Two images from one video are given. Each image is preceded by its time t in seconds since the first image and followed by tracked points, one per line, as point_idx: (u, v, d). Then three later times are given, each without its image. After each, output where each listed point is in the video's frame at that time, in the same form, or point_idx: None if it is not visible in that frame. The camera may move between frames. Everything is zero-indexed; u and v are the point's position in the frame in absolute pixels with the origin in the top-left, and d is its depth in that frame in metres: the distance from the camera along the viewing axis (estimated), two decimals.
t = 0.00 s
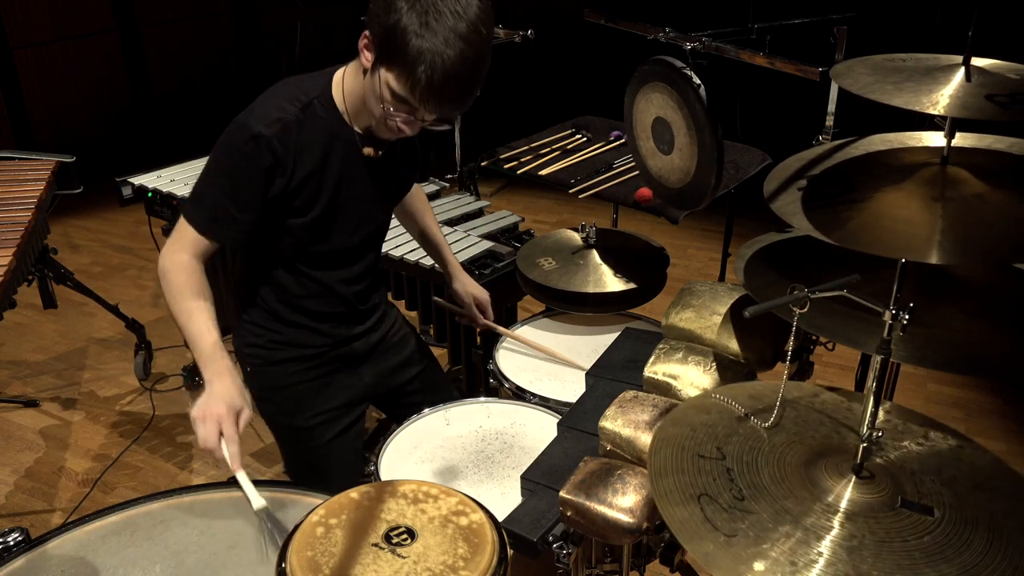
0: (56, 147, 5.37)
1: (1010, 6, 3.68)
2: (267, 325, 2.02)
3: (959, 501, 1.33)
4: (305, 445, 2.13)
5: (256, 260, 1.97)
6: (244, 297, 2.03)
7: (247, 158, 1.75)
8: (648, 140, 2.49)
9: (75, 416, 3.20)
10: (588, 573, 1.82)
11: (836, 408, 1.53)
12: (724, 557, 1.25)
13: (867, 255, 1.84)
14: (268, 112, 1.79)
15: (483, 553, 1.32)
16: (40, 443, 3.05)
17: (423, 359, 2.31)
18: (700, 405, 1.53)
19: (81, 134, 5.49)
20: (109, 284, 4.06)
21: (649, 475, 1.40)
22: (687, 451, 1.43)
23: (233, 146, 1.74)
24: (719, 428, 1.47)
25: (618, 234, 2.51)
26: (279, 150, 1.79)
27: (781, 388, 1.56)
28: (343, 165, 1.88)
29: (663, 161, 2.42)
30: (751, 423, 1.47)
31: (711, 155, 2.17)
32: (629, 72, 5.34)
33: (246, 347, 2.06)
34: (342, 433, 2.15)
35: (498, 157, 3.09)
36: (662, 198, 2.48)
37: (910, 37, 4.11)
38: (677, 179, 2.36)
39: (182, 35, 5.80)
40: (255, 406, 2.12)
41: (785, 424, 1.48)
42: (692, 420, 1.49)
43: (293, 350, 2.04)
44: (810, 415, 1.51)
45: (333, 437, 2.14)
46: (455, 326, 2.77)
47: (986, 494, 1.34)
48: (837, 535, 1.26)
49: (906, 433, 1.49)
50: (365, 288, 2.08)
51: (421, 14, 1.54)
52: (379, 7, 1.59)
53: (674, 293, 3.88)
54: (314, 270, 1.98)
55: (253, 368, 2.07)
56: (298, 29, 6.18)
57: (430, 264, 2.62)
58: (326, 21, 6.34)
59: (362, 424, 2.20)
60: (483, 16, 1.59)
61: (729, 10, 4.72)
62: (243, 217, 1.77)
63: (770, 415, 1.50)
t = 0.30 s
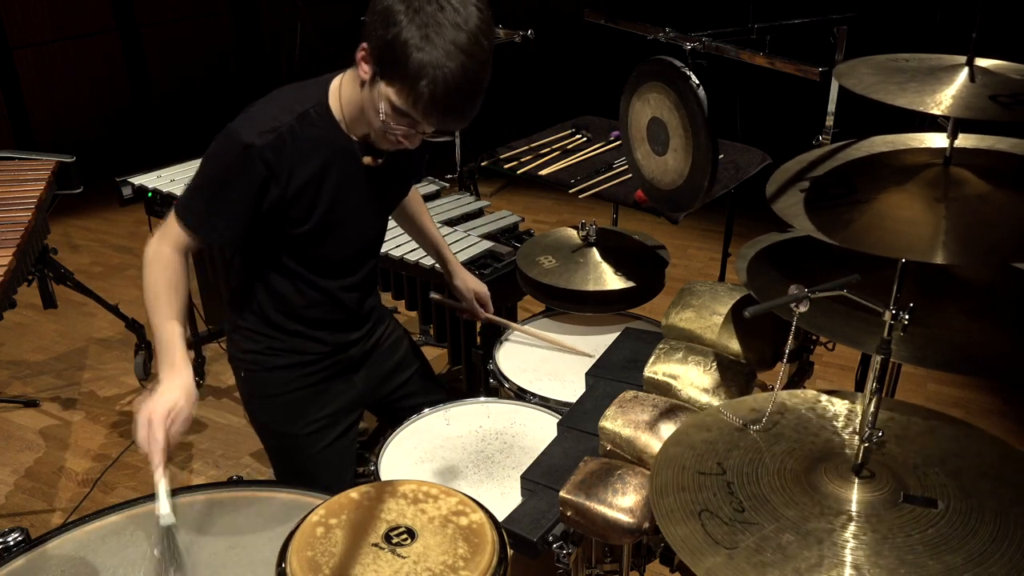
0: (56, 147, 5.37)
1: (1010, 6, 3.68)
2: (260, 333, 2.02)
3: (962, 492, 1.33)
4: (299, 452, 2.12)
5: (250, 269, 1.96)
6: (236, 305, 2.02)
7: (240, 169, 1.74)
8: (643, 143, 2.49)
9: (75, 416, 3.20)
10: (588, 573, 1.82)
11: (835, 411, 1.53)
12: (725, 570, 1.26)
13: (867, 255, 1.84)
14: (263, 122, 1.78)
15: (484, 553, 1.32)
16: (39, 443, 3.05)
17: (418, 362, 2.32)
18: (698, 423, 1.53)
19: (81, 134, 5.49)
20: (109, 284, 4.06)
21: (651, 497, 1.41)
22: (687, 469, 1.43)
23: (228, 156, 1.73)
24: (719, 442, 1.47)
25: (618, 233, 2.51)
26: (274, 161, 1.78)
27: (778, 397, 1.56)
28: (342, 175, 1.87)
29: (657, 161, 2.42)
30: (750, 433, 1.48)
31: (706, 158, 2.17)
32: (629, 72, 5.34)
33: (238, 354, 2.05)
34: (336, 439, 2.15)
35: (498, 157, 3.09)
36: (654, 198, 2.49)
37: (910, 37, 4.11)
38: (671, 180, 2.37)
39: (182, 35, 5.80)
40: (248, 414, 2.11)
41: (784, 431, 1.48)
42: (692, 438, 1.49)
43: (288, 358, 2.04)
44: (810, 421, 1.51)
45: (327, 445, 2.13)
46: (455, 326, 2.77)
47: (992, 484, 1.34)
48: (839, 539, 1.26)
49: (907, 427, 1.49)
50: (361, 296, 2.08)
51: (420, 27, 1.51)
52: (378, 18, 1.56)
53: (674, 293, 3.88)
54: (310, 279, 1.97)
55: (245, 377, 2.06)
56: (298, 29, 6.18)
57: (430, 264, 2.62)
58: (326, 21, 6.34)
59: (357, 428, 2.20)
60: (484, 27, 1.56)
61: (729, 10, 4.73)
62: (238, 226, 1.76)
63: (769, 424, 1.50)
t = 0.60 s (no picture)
0: (56, 148, 5.37)
1: (1011, 6, 3.68)
2: (257, 339, 2.02)
3: (959, 500, 1.33)
4: (302, 456, 2.12)
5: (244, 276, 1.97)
6: (233, 311, 2.03)
7: (217, 181, 1.75)
8: (643, 143, 2.49)
9: (75, 416, 3.20)
10: (588, 573, 1.82)
11: (836, 408, 1.53)
12: (723, 559, 1.25)
13: (866, 255, 1.84)
14: (241, 128, 1.78)
15: (483, 553, 1.32)
16: (40, 443, 3.05)
17: (416, 367, 2.31)
18: (699, 406, 1.53)
19: (81, 134, 5.49)
20: (109, 284, 4.06)
21: (649, 478, 1.40)
22: (688, 452, 1.43)
23: (207, 166, 1.75)
24: (719, 429, 1.47)
25: (617, 233, 2.51)
26: (252, 170, 1.78)
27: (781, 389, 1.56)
28: (323, 181, 1.85)
29: (659, 161, 2.42)
30: (751, 423, 1.47)
31: (707, 158, 2.17)
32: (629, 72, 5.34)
33: (235, 360, 2.06)
34: (336, 443, 2.14)
35: (498, 157, 3.09)
36: (656, 198, 2.49)
37: (910, 37, 4.11)
38: (672, 180, 2.37)
39: (182, 35, 5.80)
40: (248, 420, 2.12)
41: (785, 424, 1.48)
42: (692, 422, 1.49)
43: (284, 363, 2.05)
44: (810, 415, 1.51)
45: (327, 450, 2.13)
46: (455, 327, 2.77)
47: (987, 495, 1.34)
48: (837, 535, 1.26)
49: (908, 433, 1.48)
50: (355, 301, 2.07)
51: (382, 24, 1.46)
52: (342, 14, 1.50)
53: (674, 293, 3.88)
54: (302, 285, 1.97)
55: (243, 383, 2.07)
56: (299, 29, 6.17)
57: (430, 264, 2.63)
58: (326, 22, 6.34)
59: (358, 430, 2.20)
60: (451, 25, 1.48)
61: (729, 10, 4.73)
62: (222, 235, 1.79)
63: (772, 416, 1.49)
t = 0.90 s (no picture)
0: (56, 148, 5.37)
1: (1010, 6, 3.68)
2: (247, 340, 2.03)
3: (963, 493, 1.33)
4: (300, 457, 2.12)
5: (232, 278, 1.99)
6: (226, 313, 2.05)
7: (184, 184, 1.78)
8: (647, 140, 2.49)
9: (75, 416, 3.20)
10: (588, 573, 1.82)
11: (836, 411, 1.53)
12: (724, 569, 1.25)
13: (866, 254, 1.84)
14: (210, 132, 1.80)
15: (483, 553, 1.32)
16: (39, 443, 3.05)
17: (411, 369, 2.30)
18: (699, 421, 1.53)
19: (81, 134, 5.49)
20: (110, 284, 4.06)
21: (650, 493, 1.41)
22: (688, 466, 1.43)
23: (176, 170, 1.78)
24: (719, 440, 1.47)
25: (617, 233, 2.51)
26: (218, 173, 1.80)
27: (779, 397, 1.56)
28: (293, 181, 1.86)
29: (664, 160, 2.42)
30: (750, 432, 1.48)
31: (711, 155, 2.17)
32: (629, 72, 5.34)
33: (230, 363, 2.07)
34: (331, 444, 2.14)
35: (498, 157, 3.09)
36: (663, 197, 2.49)
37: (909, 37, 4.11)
38: (677, 179, 2.37)
39: (182, 35, 5.80)
40: (245, 422, 2.13)
41: (785, 431, 1.48)
42: (692, 435, 1.49)
43: (276, 364, 2.05)
44: (810, 420, 1.51)
45: (322, 451, 2.13)
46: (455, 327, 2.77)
47: (993, 485, 1.34)
48: (838, 538, 1.26)
49: (909, 428, 1.49)
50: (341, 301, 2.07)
51: (328, 37, 1.45)
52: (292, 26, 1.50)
53: (674, 293, 3.88)
54: (286, 285, 1.98)
55: (237, 385, 2.08)
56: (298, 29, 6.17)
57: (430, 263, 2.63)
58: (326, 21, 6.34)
59: (355, 430, 2.20)
60: (401, 41, 1.47)
61: (729, 10, 4.72)
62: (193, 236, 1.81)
63: (769, 423, 1.50)
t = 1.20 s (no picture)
0: (56, 148, 5.36)
1: (1010, 6, 3.68)
2: (245, 341, 2.04)
3: (960, 500, 1.33)
4: (300, 457, 2.10)
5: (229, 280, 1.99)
6: (223, 315, 2.06)
7: (174, 187, 1.78)
8: (645, 142, 2.49)
9: (75, 416, 3.20)
10: (588, 573, 1.82)
11: (836, 408, 1.53)
12: (723, 560, 1.25)
13: (867, 255, 1.84)
14: (199, 135, 1.81)
15: (483, 553, 1.32)
16: (39, 443, 3.05)
17: (410, 369, 2.31)
18: (699, 409, 1.53)
19: (81, 134, 5.49)
20: (110, 284, 4.06)
21: (649, 481, 1.41)
22: (687, 454, 1.43)
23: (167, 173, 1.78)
24: (719, 432, 1.47)
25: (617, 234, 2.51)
26: (208, 176, 1.81)
27: (780, 391, 1.56)
28: (285, 181, 1.87)
29: (660, 161, 2.42)
30: (750, 425, 1.48)
31: (708, 157, 2.17)
32: (629, 72, 5.34)
33: (228, 364, 2.07)
34: (332, 444, 2.13)
35: (498, 157, 3.09)
36: (659, 198, 2.49)
37: (910, 37, 4.11)
38: (674, 180, 2.37)
39: (182, 35, 5.80)
40: (245, 424, 2.13)
41: (785, 424, 1.48)
42: (692, 424, 1.50)
43: (273, 364, 2.05)
44: (811, 415, 1.51)
45: (324, 449, 2.11)
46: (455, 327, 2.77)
47: (987, 494, 1.34)
48: (837, 535, 1.26)
49: (908, 432, 1.49)
50: (337, 301, 2.07)
51: (304, 39, 1.45)
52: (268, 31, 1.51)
53: (674, 293, 3.88)
54: (282, 285, 1.98)
55: (235, 386, 2.08)
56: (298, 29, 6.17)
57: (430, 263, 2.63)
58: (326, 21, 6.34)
59: (355, 430, 2.19)
60: (377, 41, 1.48)
61: (729, 10, 4.72)
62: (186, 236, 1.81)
63: (773, 417, 1.50)
